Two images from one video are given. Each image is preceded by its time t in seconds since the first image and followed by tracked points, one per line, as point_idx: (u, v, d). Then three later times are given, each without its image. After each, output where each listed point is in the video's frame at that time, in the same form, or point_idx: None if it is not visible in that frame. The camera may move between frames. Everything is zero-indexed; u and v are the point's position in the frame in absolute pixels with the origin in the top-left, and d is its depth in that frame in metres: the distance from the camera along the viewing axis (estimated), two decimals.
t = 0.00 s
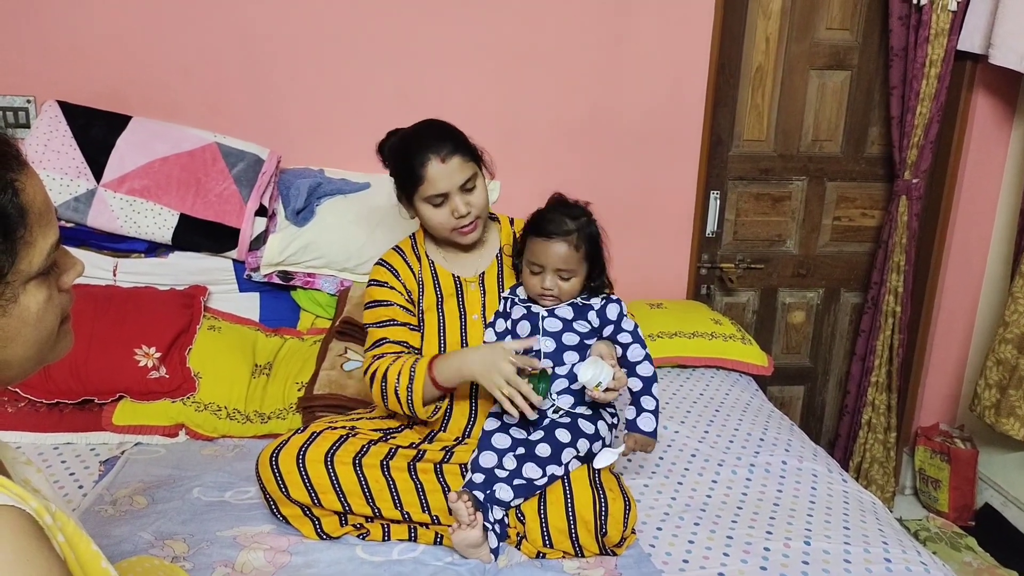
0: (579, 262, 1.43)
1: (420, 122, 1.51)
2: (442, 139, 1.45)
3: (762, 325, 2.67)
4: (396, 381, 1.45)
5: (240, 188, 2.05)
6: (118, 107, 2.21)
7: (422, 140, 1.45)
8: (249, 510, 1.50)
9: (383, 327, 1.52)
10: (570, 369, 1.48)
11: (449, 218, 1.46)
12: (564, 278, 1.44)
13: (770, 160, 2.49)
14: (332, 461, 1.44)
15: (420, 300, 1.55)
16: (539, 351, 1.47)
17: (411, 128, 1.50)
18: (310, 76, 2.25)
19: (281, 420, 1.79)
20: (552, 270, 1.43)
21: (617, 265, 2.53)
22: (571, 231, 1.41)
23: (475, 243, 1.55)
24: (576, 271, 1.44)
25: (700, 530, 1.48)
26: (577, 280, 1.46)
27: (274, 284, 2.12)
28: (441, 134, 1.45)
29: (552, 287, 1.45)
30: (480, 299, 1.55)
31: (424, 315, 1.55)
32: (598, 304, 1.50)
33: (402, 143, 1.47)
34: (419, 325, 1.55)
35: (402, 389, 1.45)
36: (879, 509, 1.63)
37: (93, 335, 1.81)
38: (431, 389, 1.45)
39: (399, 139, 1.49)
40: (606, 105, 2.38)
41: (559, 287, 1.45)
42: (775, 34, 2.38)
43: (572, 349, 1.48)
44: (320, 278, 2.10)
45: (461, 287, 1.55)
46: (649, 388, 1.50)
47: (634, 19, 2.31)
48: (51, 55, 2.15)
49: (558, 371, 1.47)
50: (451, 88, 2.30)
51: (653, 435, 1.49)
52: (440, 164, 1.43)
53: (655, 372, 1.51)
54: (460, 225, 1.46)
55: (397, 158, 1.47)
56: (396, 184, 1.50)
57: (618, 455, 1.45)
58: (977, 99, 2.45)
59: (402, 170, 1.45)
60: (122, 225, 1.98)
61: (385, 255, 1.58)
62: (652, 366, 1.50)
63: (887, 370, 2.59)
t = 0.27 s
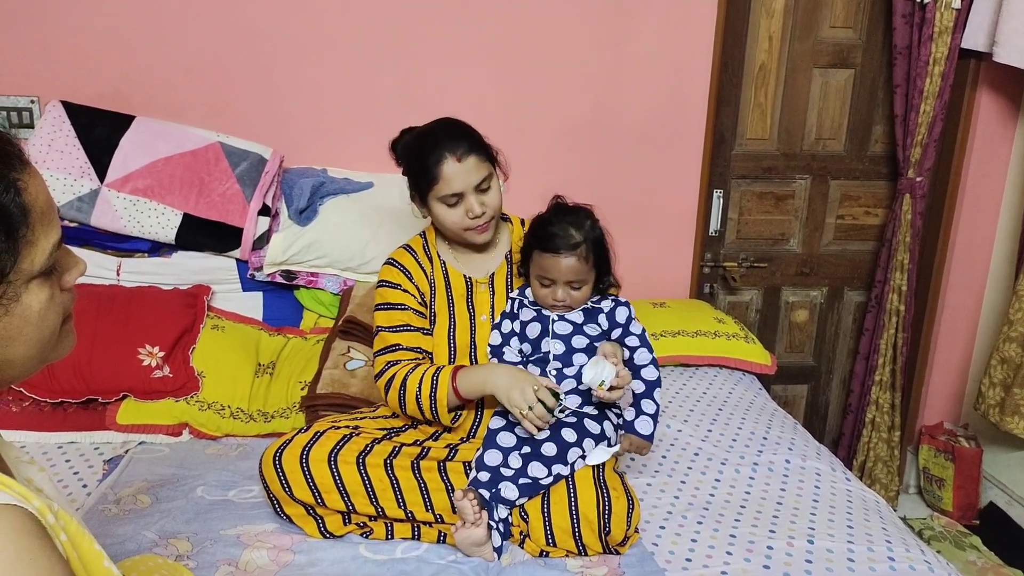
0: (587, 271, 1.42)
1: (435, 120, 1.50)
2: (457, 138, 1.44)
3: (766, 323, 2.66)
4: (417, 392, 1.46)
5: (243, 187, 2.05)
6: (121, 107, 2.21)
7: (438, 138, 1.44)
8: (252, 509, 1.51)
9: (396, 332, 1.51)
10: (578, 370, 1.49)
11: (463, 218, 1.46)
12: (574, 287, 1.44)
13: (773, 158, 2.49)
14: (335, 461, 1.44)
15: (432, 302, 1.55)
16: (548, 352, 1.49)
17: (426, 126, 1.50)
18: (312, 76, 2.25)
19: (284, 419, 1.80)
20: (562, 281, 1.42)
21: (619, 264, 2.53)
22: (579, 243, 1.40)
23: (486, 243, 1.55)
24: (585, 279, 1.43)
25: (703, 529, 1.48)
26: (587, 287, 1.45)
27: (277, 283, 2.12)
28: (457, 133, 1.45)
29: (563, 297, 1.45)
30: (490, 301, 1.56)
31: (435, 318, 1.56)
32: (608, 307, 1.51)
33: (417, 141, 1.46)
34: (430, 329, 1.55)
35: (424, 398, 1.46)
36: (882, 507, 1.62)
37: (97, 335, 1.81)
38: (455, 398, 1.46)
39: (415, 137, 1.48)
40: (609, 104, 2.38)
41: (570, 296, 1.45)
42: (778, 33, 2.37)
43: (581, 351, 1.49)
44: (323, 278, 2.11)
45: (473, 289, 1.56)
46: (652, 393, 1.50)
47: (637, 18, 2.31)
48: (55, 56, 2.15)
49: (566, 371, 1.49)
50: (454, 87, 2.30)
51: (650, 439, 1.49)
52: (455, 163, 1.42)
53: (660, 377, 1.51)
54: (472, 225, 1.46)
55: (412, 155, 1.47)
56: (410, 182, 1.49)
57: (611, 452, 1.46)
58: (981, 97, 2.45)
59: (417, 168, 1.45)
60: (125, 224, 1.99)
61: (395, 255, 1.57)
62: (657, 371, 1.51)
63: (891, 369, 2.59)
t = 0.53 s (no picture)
0: (595, 271, 1.42)
1: (441, 124, 1.50)
2: (464, 143, 1.44)
3: (766, 323, 2.66)
4: (418, 394, 1.46)
5: (243, 188, 2.06)
6: (122, 107, 2.22)
7: (444, 142, 1.44)
8: (253, 509, 1.51)
9: (395, 333, 1.51)
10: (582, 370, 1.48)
11: (466, 223, 1.45)
12: (581, 287, 1.44)
13: (773, 158, 2.49)
14: (336, 461, 1.44)
15: (432, 303, 1.55)
16: (552, 350, 1.49)
17: (432, 129, 1.50)
18: (313, 76, 2.25)
19: (285, 419, 1.80)
20: (570, 281, 1.42)
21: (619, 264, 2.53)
22: (588, 243, 1.40)
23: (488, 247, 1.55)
24: (592, 279, 1.43)
25: (703, 529, 1.48)
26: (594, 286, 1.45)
27: (277, 283, 2.12)
28: (463, 138, 1.45)
29: (570, 297, 1.45)
30: (491, 302, 1.56)
31: (435, 319, 1.56)
32: (613, 308, 1.52)
33: (423, 144, 1.46)
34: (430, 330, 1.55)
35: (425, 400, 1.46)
36: (883, 507, 1.62)
37: (97, 335, 1.81)
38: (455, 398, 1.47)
39: (421, 139, 1.48)
40: (609, 104, 2.38)
41: (577, 296, 1.45)
42: (779, 33, 2.37)
43: (585, 351, 1.49)
44: (323, 278, 2.11)
45: (474, 290, 1.56)
46: (655, 398, 1.50)
47: (637, 18, 2.31)
48: (55, 56, 2.15)
49: (570, 370, 1.48)
50: (454, 87, 2.30)
51: (656, 446, 1.49)
52: (460, 168, 1.42)
53: (662, 381, 1.51)
54: (475, 230, 1.46)
55: (417, 158, 1.46)
56: (414, 184, 1.49)
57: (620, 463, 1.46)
58: (982, 96, 2.44)
59: (422, 171, 1.45)
60: (126, 225, 1.99)
61: (395, 255, 1.57)
62: (659, 376, 1.51)
63: (892, 369, 2.58)
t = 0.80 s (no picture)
0: (599, 267, 1.43)
1: (451, 119, 1.50)
2: (474, 138, 1.44)
3: (767, 319, 2.66)
4: (424, 392, 1.46)
5: (244, 185, 2.05)
6: (121, 104, 2.21)
7: (454, 137, 1.44)
8: (253, 506, 1.51)
9: (396, 330, 1.51)
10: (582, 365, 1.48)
11: (472, 220, 1.45)
12: (585, 283, 1.44)
13: (774, 154, 2.48)
14: (336, 457, 1.44)
15: (432, 299, 1.56)
16: (553, 345, 1.48)
17: (441, 124, 1.49)
18: (313, 73, 2.25)
19: (285, 416, 1.80)
20: (574, 277, 1.42)
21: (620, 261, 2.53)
22: (592, 240, 1.41)
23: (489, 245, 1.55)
24: (596, 275, 1.43)
25: (703, 525, 1.48)
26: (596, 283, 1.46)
27: (278, 280, 2.12)
28: (474, 134, 1.45)
29: (572, 293, 1.45)
30: (492, 298, 1.55)
31: (434, 315, 1.56)
32: (613, 304, 1.52)
33: (432, 138, 1.46)
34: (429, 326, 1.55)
35: (431, 401, 1.46)
36: (883, 503, 1.62)
37: (97, 332, 1.81)
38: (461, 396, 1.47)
39: (429, 133, 1.47)
40: (610, 100, 2.37)
41: (580, 292, 1.45)
42: (779, 28, 2.37)
43: (585, 346, 1.49)
44: (323, 275, 2.11)
45: (474, 285, 1.56)
46: (653, 393, 1.51)
47: (637, 14, 2.31)
48: (54, 53, 2.15)
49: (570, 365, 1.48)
50: (454, 84, 2.30)
51: (649, 442, 1.49)
52: (470, 164, 1.42)
53: (661, 377, 1.52)
54: (479, 227, 1.46)
55: (425, 151, 1.46)
56: (419, 177, 1.48)
57: (614, 456, 1.47)
58: (983, 92, 2.44)
59: (430, 164, 1.44)
60: (126, 222, 1.99)
61: (395, 251, 1.56)
62: (658, 373, 1.51)
63: (892, 365, 2.58)
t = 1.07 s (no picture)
0: (591, 264, 1.42)
1: (453, 117, 1.50)
2: (476, 137, 1.44)
3: (763, 319, 2.67)
4: (417, 388, 1.47)
5: (239, 184, 2.05)
6: (118, 103, 2.21)
7: (455, 135, 1.44)
8: (249, 506, 1.51)
9: (388, 326, 1.52)
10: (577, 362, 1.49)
11: (467, 219, 1.45)
12: (577, 280, 1.44)
13: (770, 155, 2.49)
14: (332, 458, 1.44)
15: (425, 295, 1.55)
16: (548, 342, 1.49)
17: (442, 121, 1.49)
18: (309, 73, 2.24)
19: (281, 416, 1.80)
20: (566, 275, 1.42)
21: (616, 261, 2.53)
22: (584, 237, 1.40)
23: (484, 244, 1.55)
24: (588, 272, 1.43)
25: (699, 525, 1.48)
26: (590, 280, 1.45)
27: (274, 280, 2.12)
28: (475, 133, 1.45)
29: (565, 291, 1.45)
30: (486, 296, 1.55)
31: (429, 312, 1.55)
32: (608, 301, 1.51)
33: (434, 135, 1.46)
34: (423, 323, 1.56)
35: (425, 397, 1.47)
36: (878, 503, 1.63)
37: (93, 332, 1.81)
38: (456, 393, 1.48)
39: (431, 130, 1.47)
40: (606, 100, 2.37)
41: (573, 290, 1.45)
42: (776, 29, 2.37)
43: (580, 343, 1.49)
44: (320, 274, 2.10)
45: (468, 283, 1.55)
46: (649, 390, 1.50)
47: (634, 14, 2.31)
48: (50, 52, 2.14)
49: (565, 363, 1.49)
50: (451, 84, 2.30)
51: (649, 438, 1.49)
52: (469, 163, 1.42)
53: (657, 374, 1.50)
54: (475, 226, 1.46)
55: (425, 148, 1.46)
56: (418, 173, 1.48)
57: (612, 453, 1.47)
58: (978, 93, 2.45)
59: (429, 161, 1.44)
60: (122, 221, 1.99)
61: (390, 248, 1.57)
62: (654, 368, 1.50)
63: (888, 365, 2.59)
